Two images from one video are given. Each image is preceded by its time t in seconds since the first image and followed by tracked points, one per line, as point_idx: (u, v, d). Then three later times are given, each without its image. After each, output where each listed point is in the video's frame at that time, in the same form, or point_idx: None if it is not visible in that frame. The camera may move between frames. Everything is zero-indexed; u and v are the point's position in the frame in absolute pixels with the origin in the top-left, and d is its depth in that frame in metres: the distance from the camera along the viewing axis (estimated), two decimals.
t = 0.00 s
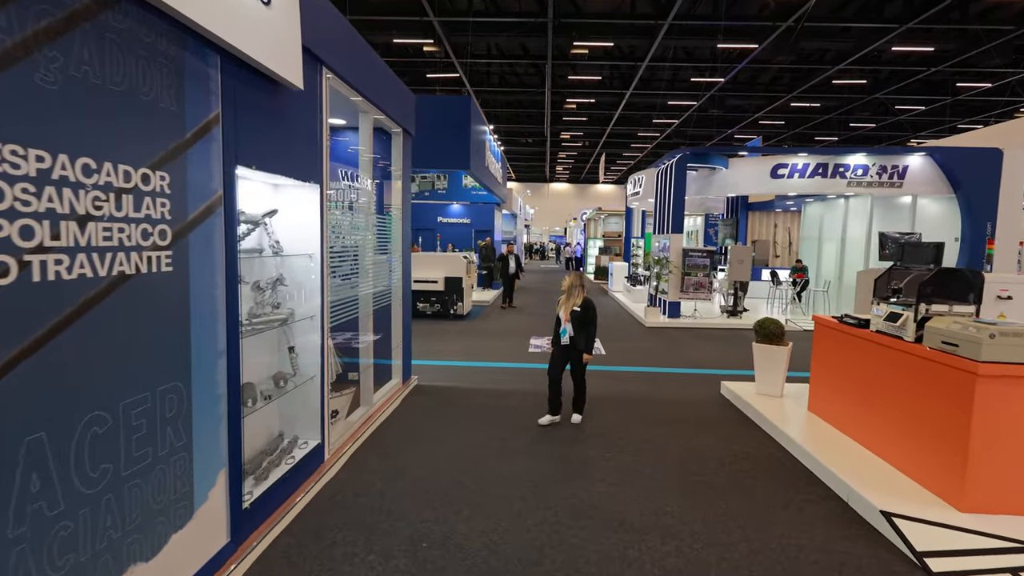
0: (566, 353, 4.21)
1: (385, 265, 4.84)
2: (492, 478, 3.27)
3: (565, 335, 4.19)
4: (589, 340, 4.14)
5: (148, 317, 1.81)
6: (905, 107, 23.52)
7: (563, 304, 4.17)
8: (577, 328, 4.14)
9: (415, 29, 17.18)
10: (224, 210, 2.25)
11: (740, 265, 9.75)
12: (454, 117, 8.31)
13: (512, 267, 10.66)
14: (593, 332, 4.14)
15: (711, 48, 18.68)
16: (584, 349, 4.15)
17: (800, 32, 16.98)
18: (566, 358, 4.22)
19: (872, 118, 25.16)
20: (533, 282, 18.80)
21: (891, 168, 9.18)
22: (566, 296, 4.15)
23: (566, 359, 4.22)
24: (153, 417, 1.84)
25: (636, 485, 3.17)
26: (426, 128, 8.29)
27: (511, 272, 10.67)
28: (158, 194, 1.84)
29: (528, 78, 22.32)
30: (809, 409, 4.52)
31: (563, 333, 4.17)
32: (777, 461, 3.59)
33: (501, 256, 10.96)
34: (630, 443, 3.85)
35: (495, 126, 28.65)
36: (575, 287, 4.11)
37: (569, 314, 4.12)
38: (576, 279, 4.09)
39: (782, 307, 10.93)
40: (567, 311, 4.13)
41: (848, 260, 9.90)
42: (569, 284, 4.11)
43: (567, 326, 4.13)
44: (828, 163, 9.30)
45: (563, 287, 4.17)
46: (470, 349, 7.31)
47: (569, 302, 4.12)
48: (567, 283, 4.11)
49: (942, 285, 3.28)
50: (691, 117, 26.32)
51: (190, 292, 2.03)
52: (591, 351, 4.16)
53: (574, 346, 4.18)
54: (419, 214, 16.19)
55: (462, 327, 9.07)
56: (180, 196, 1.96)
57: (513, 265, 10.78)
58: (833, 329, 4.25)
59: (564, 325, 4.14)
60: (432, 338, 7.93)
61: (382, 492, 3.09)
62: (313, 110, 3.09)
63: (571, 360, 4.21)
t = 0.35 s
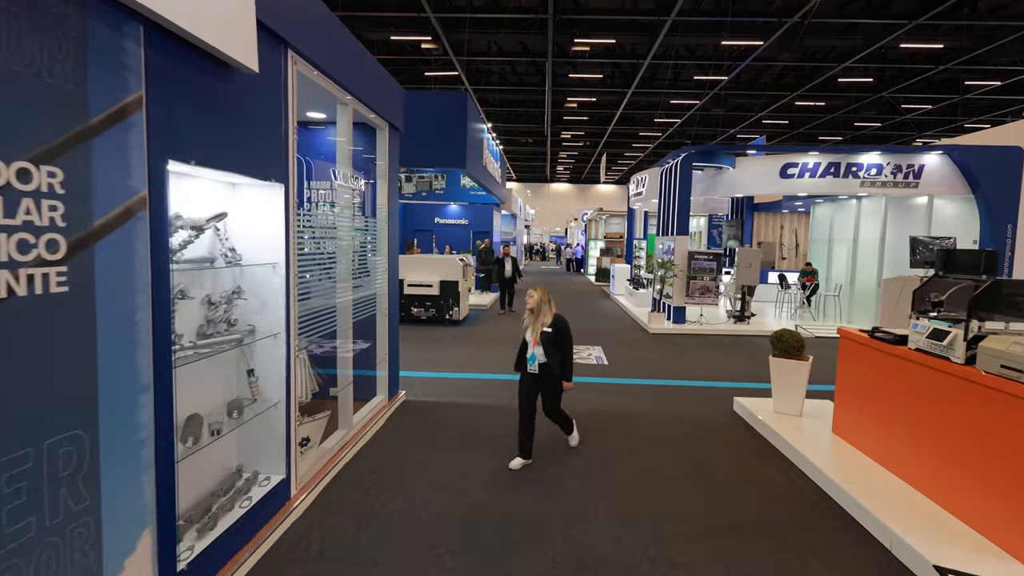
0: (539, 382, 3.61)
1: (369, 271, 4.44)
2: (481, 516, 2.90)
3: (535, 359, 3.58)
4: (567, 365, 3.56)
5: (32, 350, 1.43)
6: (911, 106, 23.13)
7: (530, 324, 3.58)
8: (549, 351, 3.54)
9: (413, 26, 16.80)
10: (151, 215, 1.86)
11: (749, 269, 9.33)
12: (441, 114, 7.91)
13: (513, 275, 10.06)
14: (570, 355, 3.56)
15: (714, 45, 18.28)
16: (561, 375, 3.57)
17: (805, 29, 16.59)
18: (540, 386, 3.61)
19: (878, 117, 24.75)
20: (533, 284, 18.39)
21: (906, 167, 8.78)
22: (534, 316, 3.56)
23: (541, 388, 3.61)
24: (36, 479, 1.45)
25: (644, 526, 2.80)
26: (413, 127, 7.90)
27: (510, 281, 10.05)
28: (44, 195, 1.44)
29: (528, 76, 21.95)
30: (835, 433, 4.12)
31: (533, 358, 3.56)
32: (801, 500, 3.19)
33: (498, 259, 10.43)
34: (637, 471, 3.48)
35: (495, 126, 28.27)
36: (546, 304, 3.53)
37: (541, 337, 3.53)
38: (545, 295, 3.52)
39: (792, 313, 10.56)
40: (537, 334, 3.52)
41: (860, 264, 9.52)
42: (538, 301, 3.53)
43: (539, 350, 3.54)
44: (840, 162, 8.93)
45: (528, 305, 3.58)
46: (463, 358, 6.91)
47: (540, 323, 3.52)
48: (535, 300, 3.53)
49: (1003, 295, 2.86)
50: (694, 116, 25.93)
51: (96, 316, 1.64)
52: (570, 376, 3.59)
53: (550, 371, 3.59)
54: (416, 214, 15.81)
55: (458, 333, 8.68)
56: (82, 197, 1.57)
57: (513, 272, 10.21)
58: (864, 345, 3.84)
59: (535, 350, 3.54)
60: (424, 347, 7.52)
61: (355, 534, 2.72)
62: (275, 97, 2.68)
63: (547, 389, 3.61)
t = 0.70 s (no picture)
0: (505, 415, 2.97)
1: (347, 277, 4.03)
2: (468, 567, 2.52)
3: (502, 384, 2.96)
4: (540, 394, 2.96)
5: None
6: (919, 103, 22.68)
7: (495, 346, 3.01)
8: (517, 377, 2.96)
9: (411, 22, 16.42)
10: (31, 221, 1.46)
11: (757, 272, 8.96)
12: (430, 108, 7.49)
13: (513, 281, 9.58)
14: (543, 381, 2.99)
15: (720, 40, 17.87)
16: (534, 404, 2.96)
17: (813, 23, 16.16)
18: (507, 419, 2.97)
19: (885, 115, 24.31)
20: (534, 285, 17.99)
21: (925, 165, 8.39)
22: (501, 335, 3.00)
23: (508, 420, 2.96)
24: None
25: None
26: (399, 123, 7.47)
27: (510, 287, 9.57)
28: None
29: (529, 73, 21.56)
30: (865, 459, 3.70)
31: (497, 386, 2.96)
32: (833, 545, 2.81)
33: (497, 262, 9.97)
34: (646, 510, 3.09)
35: (495, 124, 27.87)
36: (515, 320, 2.98)
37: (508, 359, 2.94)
38: (514, 310, 2.99)
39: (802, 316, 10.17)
40: (504, 356, 2.94)
41: (874, 266, 9.12)
42: (506, 316, 2.97)
43: (505, 375, 2.95)
44: (855, 159, 8.55)
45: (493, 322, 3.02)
46: (458, 366, 6.51)
47: (507, 341, 2.95)
48: (502, 315, 2.97)
49: None
50: (698, 114, 25.52)
51: None
52: (545, 407, 2.99)
53: (518, 402, 2.96)
54: (414, 214, 15.43)
55: (453, 338, 8.29)
56: None
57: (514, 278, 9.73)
58: (901, 362, 3.43)
59: (501, 375, 2.95)
60: (417, 354, 7.12)
61: None
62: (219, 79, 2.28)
63: (513, 422, 2.96)
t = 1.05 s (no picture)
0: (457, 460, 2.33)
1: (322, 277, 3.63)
2: None
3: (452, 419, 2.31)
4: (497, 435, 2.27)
5: None
6: (926, 100, 22.27)
7: (451, 370, 2.39)
8: (471, 411, 2.30)
9: (409, 16, 16.02)
10: None
11: (767, 272, 8.53)
12: (414, 99, 7.10)
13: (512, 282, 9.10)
14: (503, 420, 2.29)
15: (725, 35, 17.43)
16: (486, 448, 2.27)
17: (821, 17, 15.76)
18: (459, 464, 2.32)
19: (891, 113, 23.87)
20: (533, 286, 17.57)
21: (943, 159, 7.97)
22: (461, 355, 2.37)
23: (459, 466, 2.32)
24: None
25: None
26: (380, 115, 7.11)
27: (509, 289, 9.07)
28: None
29: (529, 69, 21.14)
30: (903, 481, 3.29)
31: (447, 422, 2.32)
32: None
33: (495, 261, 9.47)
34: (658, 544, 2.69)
35: (495, 122, 27.45)
36: (477, 338, 2.36)
37: (462, 388, 2.30)
38: (477, 324, 2.37)
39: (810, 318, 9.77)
40: (457, 383, 2.31)
41: (888, 265, 8.75)
42: (465, 330, 2.35)
43: (456, 407, 2.31)
44: (869, 153, 8.18)
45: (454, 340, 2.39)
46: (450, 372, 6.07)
47: (463, 364, 2.33)
48: (461, 330, 2.36)
49: None
50: (701, 112, 25.12)
51: None
52: (501, 457, 2.25)
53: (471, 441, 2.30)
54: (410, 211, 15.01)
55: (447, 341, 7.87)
56: None
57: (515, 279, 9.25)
58: (945, 374, 3.02)
59: (452, 407, 2.31)
60: (408, 358, 6.69)
61: None
62: (151, 38, 1.89)
63: (464, 469, 2.30)
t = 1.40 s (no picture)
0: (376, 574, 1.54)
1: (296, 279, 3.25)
2: None
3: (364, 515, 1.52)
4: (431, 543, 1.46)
5: None
6: (934, 98, 21.86)
7: (367, 439, 1.58)
8: (395, 503, 1.51)
9: (406, 11, 15.63)
10: None
11: (778, 273, 8.11)
12: (397, 90, 6.69)
13: (512, 285, 8.64)
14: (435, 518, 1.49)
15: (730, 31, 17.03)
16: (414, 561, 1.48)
17: (828, 11, 15.37)
18: None
19: (898, 110, 23.46)
20: (533, 287, 17.16)
21: (964, 155, 7.57)
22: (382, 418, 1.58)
23: None
24: None
25: None
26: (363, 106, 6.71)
27: (509, 292, 8.61)
28: None
29: (529, 66, 20.73)
30: (952, 513, 2.88)
31: (361, 519, 1.52)
32: None
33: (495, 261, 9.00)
34: None
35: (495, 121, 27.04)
36: (405, 392, 1.56)
37: (382, 468, 1.51)
38: (403, 371, 1.56)
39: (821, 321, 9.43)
40: (373, 462, 1.51)
41: (903, 266, 8.41)
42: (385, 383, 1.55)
43: (372, 497, 1.51)
44: (887, 148, 7.77)
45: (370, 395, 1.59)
46: (443, 381, 5.66)
47: (384, 432, 1.54)
48: (380, 381, 1.56)
49: None
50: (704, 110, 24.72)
51: None
52: None
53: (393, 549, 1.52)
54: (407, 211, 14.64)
55: (442, 346, 7.46)
56: None
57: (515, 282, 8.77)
58: (1005, 395, 2.61)
59: (366, 497, 1.51)
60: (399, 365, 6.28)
61: None
62: None
63: None
